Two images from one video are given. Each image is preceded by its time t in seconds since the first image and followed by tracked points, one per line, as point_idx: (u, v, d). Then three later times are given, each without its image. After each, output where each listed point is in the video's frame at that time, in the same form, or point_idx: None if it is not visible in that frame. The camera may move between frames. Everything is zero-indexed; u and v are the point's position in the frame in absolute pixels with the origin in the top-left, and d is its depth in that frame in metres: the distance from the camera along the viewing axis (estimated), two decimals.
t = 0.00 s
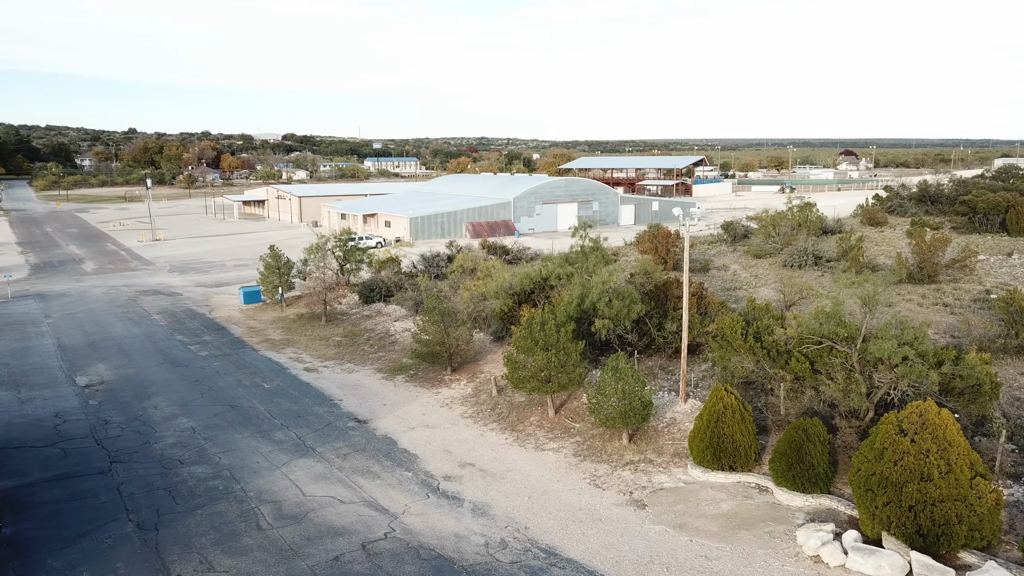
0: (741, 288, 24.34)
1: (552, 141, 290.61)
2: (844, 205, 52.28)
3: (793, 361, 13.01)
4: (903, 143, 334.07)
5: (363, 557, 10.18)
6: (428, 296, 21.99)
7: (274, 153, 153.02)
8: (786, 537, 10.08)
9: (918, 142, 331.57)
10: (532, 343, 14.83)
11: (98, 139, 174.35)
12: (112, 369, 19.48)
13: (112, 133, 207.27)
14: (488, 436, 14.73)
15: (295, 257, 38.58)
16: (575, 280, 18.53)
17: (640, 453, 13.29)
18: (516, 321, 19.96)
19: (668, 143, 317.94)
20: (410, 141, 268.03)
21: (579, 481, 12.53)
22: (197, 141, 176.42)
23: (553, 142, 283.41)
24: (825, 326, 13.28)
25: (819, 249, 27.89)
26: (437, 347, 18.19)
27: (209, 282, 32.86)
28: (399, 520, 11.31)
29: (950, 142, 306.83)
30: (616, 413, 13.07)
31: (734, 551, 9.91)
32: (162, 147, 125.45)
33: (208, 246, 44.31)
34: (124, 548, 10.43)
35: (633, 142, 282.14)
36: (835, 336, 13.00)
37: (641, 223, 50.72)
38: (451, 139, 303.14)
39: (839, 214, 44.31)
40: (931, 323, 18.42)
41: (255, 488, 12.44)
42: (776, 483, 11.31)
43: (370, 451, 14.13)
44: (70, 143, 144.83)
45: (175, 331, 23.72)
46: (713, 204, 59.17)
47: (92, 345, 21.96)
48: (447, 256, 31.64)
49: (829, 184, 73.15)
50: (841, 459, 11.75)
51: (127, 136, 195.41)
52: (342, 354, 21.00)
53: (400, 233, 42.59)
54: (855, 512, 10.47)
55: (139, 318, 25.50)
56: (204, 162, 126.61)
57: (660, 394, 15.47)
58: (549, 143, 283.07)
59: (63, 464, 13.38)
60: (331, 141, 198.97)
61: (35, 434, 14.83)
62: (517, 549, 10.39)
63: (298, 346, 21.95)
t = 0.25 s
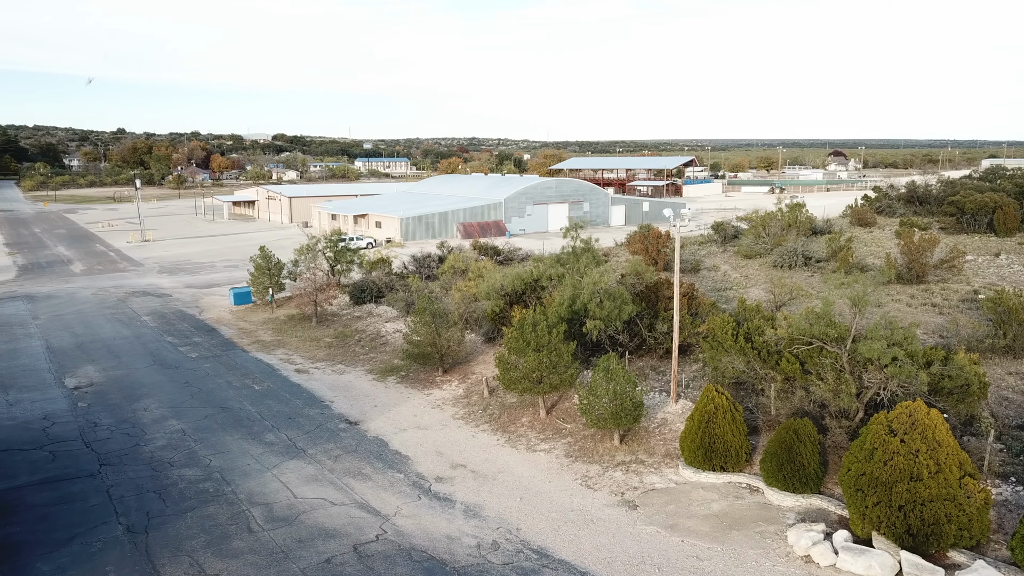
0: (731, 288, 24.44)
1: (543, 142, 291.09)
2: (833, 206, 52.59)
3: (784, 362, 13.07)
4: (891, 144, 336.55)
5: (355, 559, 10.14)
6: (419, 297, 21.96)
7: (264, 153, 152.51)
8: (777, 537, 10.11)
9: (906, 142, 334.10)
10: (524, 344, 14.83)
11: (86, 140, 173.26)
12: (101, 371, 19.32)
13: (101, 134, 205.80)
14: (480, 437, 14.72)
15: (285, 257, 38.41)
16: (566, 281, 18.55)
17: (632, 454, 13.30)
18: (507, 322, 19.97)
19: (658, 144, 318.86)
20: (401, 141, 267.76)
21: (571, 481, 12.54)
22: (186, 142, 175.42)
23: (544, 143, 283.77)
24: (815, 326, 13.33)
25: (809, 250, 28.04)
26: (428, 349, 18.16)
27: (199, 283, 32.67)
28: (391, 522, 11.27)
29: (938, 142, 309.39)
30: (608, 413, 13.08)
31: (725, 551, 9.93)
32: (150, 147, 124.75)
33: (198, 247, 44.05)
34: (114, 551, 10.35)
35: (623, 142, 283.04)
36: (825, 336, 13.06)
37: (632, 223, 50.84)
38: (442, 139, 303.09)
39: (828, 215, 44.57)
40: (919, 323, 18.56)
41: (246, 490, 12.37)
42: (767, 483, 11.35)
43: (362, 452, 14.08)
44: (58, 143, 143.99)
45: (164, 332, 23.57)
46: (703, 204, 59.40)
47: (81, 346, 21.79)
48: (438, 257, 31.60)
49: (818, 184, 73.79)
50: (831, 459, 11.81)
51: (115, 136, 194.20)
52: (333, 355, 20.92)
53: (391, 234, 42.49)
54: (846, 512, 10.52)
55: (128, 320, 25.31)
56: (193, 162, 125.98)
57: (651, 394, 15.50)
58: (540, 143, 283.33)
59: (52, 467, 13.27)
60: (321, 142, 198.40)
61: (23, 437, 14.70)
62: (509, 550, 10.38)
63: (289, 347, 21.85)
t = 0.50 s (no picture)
0: (721, 289, 24.52)
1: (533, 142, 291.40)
2: (822, 206, 52.86)
3: (774, 362, 13.11)
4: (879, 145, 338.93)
5: (346, 561, 10.09)
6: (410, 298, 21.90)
7: (254, 154, 151.91)
8: (768, 537, 10.15)
9: (894, 143, 336.60)
10: (515, 345, 14.82)
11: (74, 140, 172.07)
12: (90, 372, 19.16)
13: (89, 134, 204.36)
14: (472, 438, 14.70)
15: (275, 258, 38.24)
16: (557, 281, 18.55)
17: (623, 454, 13.32)
18: (498, 323, 19.95)
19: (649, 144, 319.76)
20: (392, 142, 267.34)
21: (563, 482, 12.54)
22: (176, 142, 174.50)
23: (535, 143, 284.08)
24: (805, 327, 13.38)
25: (799, 250, 28.18)
26: (419, 350, 18.11)
27: (189, 284, 32.47)
28: (382, 524, 11.23)
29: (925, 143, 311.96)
30: (599, 414, 13.08)
31: (716, 551, 9.96)
32: (139, 147, 123.97)
33: (187, 248, 43.79)
34: (104, 554, 10.26)
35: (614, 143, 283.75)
36: (815, 336, 13.10)
37: (623, 224, 50.95)
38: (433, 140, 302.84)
39: (818, 215, 44.80)
40: (908, 323, 18.68)
41: (236, 492, 12.29)
42: (758, 483, 11.38)
43: (353, 454, 14.02)
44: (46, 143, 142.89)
45: (154, 334, 23.40)
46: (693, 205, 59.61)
47: (70, 348, 21.60)
48: (429, 257, 31.55)
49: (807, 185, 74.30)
50: (821, 458, 11.86)
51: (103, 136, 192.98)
52: (324, 357, 20.83)
53: (381, 234, 42.39)
54: (836, 511, 10.57)
55: (117, 321, 25.12)
56: (182, 162, 125.30)
57: (642, 395, 15.53)
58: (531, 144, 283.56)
59: (40, 470, 13.14)
60: (312, 142, 197.80)
61: (11, 439, 14.56)
62: (500, 551, 10.36)
63: (279, 349, 21.75)
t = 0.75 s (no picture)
0: (711, 289, 24.60)
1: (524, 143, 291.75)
2: (812, 207, 53.13)
3: (764, 362, 13.15)
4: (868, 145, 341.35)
5: (336, 563, 10.04)
6: (400, 298, 21.84)
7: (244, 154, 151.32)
8: (758, 537, 10.17)
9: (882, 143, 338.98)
10: (506, 345, 14.80)
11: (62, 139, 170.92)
12: (79, 374, 19.01)
13: (77, 134, 202.66)
14: (463, 439, 14.67)
15: (265, 259, 38.07)
16: (548, 282, 18.54)
17: (614, 455, 13.32)
18: (489, 324, 19.93)
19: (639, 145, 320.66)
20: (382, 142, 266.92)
21: (554, 482, 12.53)
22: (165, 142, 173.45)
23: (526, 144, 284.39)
24: (795, 327, 13.41)
25: (788, 250, 28.31)
26: (410, 350, 18.06)
27: (178, 285, 32.27)
28: (373, 525, 11.18)
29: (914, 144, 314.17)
30: (590, 414, 13.08)
31: (707, 550, 9.98)
32: (128, 147, 123.21)
33: (177, 249, 43.54)
34: (92, 557, 10.17)
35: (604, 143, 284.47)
36: (805, 337, 13.14)
37: (613, 224, 51.03)
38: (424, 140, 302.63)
39: (808, 215, 45.01)
40: (897, 323, 18.79)
41: (226, 495, 12.21)
42: (748, 483, 11.41)
43: (343, 455, 13.96)
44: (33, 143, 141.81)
45: (143, 335, 23.23)
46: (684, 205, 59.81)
47: (58, 350, 21.42)
48: (420, 258, 31.47)
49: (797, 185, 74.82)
50: (811, 458, 11.90)
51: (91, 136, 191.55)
52: (315, 358, 20.74)
53: (372, 235, 42.28)
54: (826, 510, 10.60)
55: (106, 323, 24.93)
56: (172, 163, 124.61)
57: (633, 395, 15.55)
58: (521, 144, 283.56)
59: (28, 473, 13.02)
60: (302, 142, 197.12)
61: None
62: (491, 552, 10.34)
63: (269, 350, 21.64)
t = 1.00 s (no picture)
0: (702, 289, 24.66)
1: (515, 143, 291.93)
2: (801, 207, 53.38)
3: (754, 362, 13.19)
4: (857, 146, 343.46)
5: (327, 565, 9.99)
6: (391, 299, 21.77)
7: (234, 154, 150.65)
8: (748, 536, 10.19)
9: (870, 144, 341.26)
10: (496, 346, 14.76)
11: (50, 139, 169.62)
12: (67, 376, 18.84)
13: (64, 135, 201.22)
14: (454, 440, 14.63)
15: (255, 260, 37.88)
16: (539, 282, 18.53)
17: (605, 455, 13.32)
18: (480, 324, 19.89)
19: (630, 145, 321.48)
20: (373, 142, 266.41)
21: (545, 483, 12.52)
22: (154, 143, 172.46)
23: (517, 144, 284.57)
24: (785, 327, 13.44)
25: (778, 251, 28.43)
26: (400, 351, 17.99)
27: (168, 286, 32.06)
28: (363, 527, 11.13)
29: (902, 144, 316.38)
30: (581, 414, 13.08)
31: (698, 550, 9.99)
32: (116, 147, 122.40)
33: (166, 249, 43.26)
34: (80, 560, 10.08)
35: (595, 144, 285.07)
36: (794, 337, 13.18)
37: (604, 224, 51.10)
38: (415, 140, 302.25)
39: (798, 216, 45.21)
40: (886, 323, 18.89)
41: (216, 496, 12.13)
42: (738, 483, 11.43)
43: (334, 456, 13.90)
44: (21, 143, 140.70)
45: (132, 336, 23.06)
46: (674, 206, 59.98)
47: (46, 351, 21.23)
48: (411, 259, 31.39)
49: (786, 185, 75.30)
50: (801, 457, 11.94)
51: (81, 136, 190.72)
52: (305, 358, 20.65)
53: (363, 235, 42.16)
54: (815, 510, 10.64)
55: (95, 324, 24.73)
56: (161, 163, 123.85)
57: (624, 395, 15.56)
58: (512, 144, 284.65)
59: (15, 475, 12.88)
60: (292, 143, 196.45)
61: None
62: (482, 553, 10.31)
63: (259, 351, 21.53)
